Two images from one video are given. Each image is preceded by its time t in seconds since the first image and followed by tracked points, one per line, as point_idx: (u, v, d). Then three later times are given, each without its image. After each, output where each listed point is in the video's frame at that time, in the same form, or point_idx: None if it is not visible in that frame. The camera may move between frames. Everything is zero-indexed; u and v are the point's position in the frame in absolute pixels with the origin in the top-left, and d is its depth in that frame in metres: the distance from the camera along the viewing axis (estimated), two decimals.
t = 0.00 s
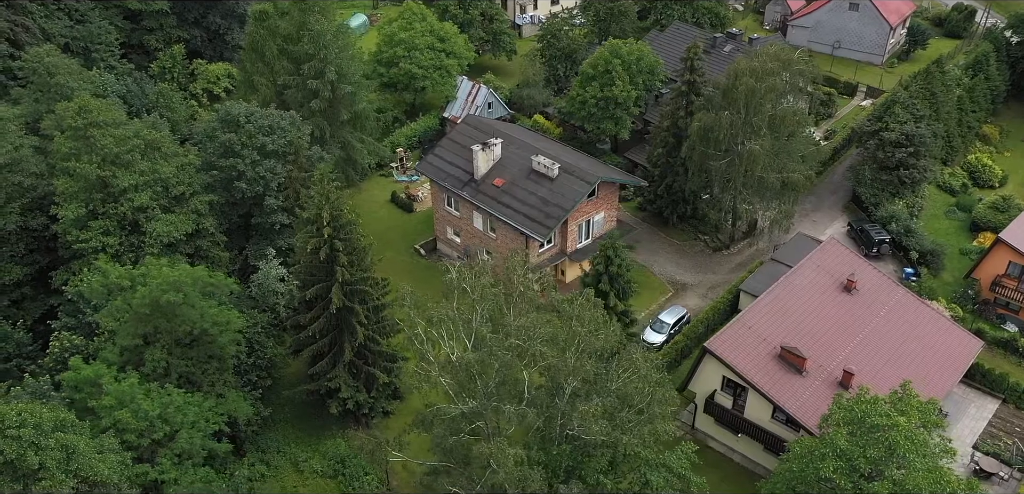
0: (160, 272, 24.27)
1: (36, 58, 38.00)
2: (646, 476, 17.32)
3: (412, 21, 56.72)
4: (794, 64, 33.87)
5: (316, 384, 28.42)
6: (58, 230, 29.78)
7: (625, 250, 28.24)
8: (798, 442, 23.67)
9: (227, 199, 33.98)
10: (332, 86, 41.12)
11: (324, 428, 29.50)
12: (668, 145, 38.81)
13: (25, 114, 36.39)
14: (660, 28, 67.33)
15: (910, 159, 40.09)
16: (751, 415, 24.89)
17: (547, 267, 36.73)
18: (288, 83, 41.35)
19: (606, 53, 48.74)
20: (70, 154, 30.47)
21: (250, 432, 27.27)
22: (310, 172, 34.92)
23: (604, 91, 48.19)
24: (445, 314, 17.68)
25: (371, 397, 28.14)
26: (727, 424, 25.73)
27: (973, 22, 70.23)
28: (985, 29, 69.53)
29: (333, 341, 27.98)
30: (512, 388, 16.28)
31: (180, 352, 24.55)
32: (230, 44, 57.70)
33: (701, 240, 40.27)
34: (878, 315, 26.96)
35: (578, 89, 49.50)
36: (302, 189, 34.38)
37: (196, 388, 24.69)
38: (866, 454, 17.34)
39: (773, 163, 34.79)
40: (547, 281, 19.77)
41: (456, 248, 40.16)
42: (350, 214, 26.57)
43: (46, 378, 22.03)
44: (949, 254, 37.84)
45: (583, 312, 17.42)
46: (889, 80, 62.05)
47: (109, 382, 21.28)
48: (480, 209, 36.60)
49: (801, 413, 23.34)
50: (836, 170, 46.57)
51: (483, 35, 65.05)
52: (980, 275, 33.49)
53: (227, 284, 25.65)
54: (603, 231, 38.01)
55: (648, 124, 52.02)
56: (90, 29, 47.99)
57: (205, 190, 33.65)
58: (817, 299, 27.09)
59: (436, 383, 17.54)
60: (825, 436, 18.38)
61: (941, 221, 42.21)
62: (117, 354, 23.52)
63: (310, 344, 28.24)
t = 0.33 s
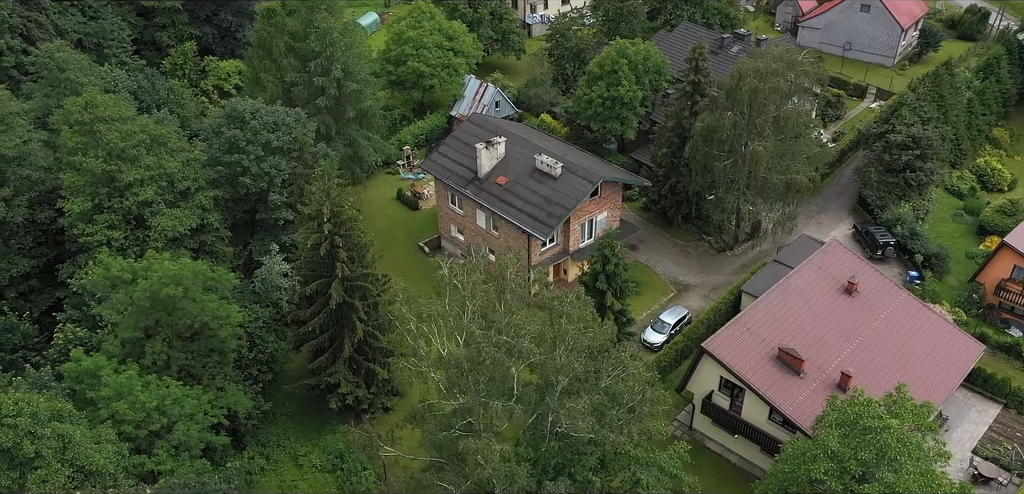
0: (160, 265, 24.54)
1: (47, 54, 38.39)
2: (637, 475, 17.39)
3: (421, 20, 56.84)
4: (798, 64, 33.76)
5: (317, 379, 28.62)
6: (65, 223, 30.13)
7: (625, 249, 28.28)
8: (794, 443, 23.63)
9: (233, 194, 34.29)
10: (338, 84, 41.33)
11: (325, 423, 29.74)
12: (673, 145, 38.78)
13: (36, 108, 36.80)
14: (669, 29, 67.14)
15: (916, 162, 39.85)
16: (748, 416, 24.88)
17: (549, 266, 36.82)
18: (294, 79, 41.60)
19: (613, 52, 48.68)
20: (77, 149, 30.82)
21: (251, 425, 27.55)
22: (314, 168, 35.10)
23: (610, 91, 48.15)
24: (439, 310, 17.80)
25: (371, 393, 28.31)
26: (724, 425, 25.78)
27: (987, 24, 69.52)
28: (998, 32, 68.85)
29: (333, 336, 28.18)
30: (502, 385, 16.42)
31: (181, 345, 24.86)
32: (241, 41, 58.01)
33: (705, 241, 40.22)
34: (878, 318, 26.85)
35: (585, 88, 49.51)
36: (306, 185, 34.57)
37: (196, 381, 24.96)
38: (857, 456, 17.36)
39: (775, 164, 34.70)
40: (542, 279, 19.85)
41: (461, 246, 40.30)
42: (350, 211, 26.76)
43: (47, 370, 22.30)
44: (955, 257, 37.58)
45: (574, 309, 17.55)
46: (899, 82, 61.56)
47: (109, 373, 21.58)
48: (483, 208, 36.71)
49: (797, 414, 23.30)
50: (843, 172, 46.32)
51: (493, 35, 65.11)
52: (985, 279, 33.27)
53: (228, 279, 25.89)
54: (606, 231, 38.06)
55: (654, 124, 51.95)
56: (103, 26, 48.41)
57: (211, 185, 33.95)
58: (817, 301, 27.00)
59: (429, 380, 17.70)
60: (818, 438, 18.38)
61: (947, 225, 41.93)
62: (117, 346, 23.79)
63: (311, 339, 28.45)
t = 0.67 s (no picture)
0: (162, 259, 24.79)
1: (59, 50, 38.77)
2: (628, 474, 17.44)
3: (429, 19, 56.94)
4: (802, 66, 33.65)
5: (317, 374, 28.82)
6: (72, 217, 30.47)
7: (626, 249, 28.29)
8: (790, 445, 23.57)
9: (237, 190, 34.56)
10: (345, 81, 41.51)
11: (324, 418, 29.89)
12: (677, 146, 38.74)
13: (47, 103, 37.22)
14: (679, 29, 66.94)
15: (922, 165, 39.59)
16: (745, 417, 24.85)
17: (552, 265, 36.90)
18: (301, 77, 41.81)
19: (620, 53, 48.64)
20: (84, 144, 31.14)
21: (251, 420, 27.77)
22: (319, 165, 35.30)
23: (616, 91, 48.11)
24: (432, 306, 17.89)
25: (370, 389, 28.43)
26: (720, 425, 25.79)
27: (1001, 27, 68.84)
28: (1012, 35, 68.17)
29: (334, 332, 28.37)
30: (493, 382, 16.53)
31: (181, 339, 25.10)
32: (252, 38, 58.33)
33: (709, 242, 40.15)
34: (879, 321, 26.72)
35: (591, 88, 49.51)
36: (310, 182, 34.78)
37: (197, 374, 25.22)
38: (848, 458, 17.37)
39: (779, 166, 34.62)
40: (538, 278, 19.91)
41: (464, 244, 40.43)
42: (351, 208, 26.96)
43: (49, 362, 22.62)
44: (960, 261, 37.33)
45: (566, 308, 17.60)
46: (910, 85, 61.09)
47: (110, 365, 21.86)
48: (486, 206, 36.80)
49: (793, 416, 23.25)
50: (850, 174, 46.08)
51: (502, 34, 65.15)
52: (989, 283, 33.06)
53: (230, 273, 26.12)
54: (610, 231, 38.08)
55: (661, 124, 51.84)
56: (115, 22, 48.82)
57: (216, 181, 34.23)
58: (817, 303, 26.89)
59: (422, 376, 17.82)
60: (811, 440, 18.36)
61: (954, 228, 41.65)
62: (119, 339, 24.06)
63: (311, 335, 28.65)
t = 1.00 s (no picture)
0: (164, 252, 25.12)
1: (72, 45, 39.24)
2: (619, 474, 17.44)
3: (439, 18, 57.06)
4: (808, 67, 33.49)
5: (318, 369, 29.03)
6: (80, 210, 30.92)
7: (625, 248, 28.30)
8: (785, 446, 23.54)
9: (243, 186, 34.89)
10: (352, 79, 41.75)
11: (325, 413, 30.14)
12: (682, 146, 38.70)
13: (60, 98, 37.71)
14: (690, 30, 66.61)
15: (930, 168, 39.27)
16: (742, 419, 24.84)
17: (554, 264, 37.00)
18: (309, 74, 42.10)
19: (628, 53, 48.56)
20: (92, 138, 31.58)
21: (252, 413, 28.03)
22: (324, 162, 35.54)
23: (624, 91, 48.05)
24: (426, 302, 18.05)
25: (370, 384, 28.57)
26: (717, 426, 25.82)
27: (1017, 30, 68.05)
28: None
29: (335, 327, 28.58)
30: (483, 377, 16.74)
31: (183, 331, 25.43)
32: (263, 35, 58.73)
33: (714, 243, 40.05)
34: (879, 325, 26.57)
35: (599, 88, 49.47)
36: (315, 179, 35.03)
37: (198, 366, 25.54)
38: (838, 460, 17.37)
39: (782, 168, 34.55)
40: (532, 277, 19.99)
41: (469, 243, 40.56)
42: (353, 205, 27.14)
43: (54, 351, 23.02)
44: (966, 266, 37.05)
45: (558, 306, 17.72)
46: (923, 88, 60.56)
47: (110, 356, 22.21)
48: (490, 205, 36.90)
49: (789, 419, 23.20)
50: (858, 177, 45.78)
51: (512, 33, 65.16)
52: (995, 288, 32.79)
53: (231, 267, 26.43)
54: (614, 230, 38.08)
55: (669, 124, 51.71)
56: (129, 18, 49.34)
57: (223, 176, 34.60)
58: (817, 306, 26.76)
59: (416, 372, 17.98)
60: (802, 442, 18.35)
61: (962, 233, 41.29)
62: (121, 331, 24.40)
63: (313, 330, 28.86)
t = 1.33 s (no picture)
0: (166, 247, 25.39)
1: (82, 41, 39.60)
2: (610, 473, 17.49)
3: (447, 17, 57.17)
4: (812, 68, 33.37)
5: (318, 365, 29.22)
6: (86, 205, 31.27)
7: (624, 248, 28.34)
8: (780, 448, 23.54)
9: (248, 182, 35.14)
10: (358, 77, 41.98)
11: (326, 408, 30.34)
12: (686, 147, 38.69)
13: (70, 93, 38.09)
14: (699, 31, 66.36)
15: (936, 171, 39.02)
16: (739, 420, 24.86)
17: (557, 263, 37.08)
18: (315, 71, 42.34)
19: (635, 53, 48.50)
20: (99, 133, 31.93)
21: (252, 407, 28.28)
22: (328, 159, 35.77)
23: (630, 91, 48.00)
24: (420, 299, 18.18)
25: (370, 380, 28.72)
26: (714, 427, 25.87)
27: None
28: None
29: (335, 323, 28.77)
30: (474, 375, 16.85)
31: (183, 325, 25.69)
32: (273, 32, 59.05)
33: (717, 244, 39.98)
34: (879, 328, 26.46)
35: (605, 88, 49.44)
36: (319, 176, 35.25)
37: (198, 360, 25.81)
38: (830, 462, 17.36)
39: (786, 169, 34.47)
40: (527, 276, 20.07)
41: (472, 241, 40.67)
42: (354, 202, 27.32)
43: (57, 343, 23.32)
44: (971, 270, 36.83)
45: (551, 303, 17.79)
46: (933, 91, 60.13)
47: (111, 349, 22.51)
48: (493, 203, 36.99)
49: (784, 420, 23.18)
50: (865, 180, 45.54)
51: (521, 32, 65.13)
52: (999, 292, 32.58)
53: (233, 262, 26.69)
54: (617, 230, 38.11)
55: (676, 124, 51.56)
56: (141, 15, 49.76)
57: (228, 172, 34.88)
58: (817, 307, 26.66)
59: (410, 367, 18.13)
60: (794, 444, 18.35)
61: (969, 237, 41.03)
62: (123, 324, 24.68)
63: (314, 326, 29.05)
